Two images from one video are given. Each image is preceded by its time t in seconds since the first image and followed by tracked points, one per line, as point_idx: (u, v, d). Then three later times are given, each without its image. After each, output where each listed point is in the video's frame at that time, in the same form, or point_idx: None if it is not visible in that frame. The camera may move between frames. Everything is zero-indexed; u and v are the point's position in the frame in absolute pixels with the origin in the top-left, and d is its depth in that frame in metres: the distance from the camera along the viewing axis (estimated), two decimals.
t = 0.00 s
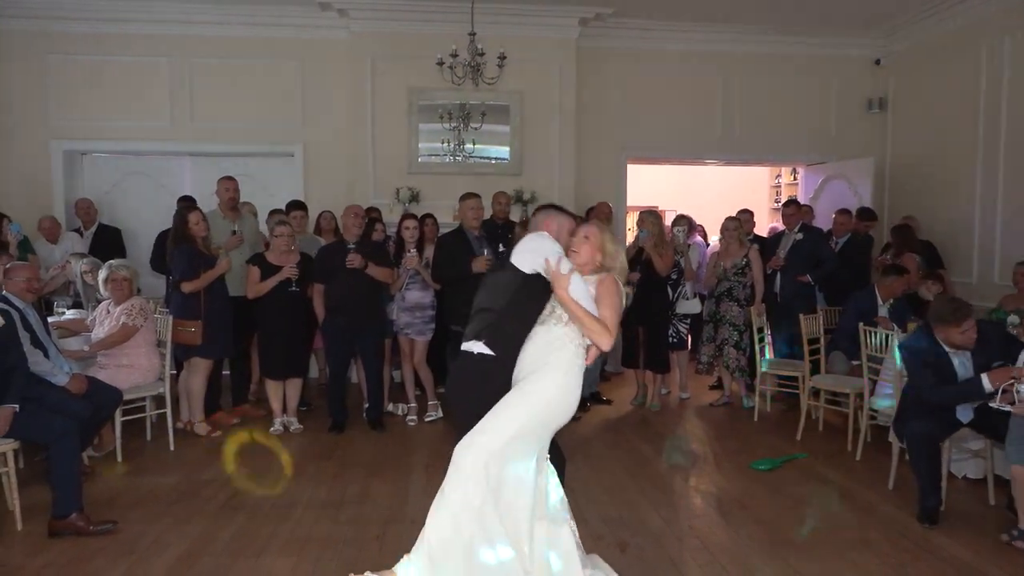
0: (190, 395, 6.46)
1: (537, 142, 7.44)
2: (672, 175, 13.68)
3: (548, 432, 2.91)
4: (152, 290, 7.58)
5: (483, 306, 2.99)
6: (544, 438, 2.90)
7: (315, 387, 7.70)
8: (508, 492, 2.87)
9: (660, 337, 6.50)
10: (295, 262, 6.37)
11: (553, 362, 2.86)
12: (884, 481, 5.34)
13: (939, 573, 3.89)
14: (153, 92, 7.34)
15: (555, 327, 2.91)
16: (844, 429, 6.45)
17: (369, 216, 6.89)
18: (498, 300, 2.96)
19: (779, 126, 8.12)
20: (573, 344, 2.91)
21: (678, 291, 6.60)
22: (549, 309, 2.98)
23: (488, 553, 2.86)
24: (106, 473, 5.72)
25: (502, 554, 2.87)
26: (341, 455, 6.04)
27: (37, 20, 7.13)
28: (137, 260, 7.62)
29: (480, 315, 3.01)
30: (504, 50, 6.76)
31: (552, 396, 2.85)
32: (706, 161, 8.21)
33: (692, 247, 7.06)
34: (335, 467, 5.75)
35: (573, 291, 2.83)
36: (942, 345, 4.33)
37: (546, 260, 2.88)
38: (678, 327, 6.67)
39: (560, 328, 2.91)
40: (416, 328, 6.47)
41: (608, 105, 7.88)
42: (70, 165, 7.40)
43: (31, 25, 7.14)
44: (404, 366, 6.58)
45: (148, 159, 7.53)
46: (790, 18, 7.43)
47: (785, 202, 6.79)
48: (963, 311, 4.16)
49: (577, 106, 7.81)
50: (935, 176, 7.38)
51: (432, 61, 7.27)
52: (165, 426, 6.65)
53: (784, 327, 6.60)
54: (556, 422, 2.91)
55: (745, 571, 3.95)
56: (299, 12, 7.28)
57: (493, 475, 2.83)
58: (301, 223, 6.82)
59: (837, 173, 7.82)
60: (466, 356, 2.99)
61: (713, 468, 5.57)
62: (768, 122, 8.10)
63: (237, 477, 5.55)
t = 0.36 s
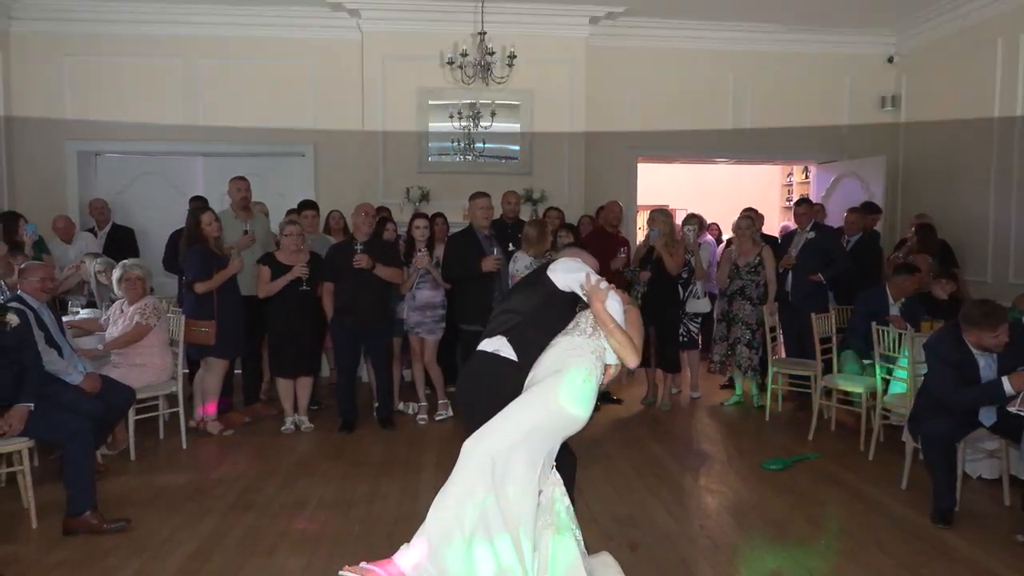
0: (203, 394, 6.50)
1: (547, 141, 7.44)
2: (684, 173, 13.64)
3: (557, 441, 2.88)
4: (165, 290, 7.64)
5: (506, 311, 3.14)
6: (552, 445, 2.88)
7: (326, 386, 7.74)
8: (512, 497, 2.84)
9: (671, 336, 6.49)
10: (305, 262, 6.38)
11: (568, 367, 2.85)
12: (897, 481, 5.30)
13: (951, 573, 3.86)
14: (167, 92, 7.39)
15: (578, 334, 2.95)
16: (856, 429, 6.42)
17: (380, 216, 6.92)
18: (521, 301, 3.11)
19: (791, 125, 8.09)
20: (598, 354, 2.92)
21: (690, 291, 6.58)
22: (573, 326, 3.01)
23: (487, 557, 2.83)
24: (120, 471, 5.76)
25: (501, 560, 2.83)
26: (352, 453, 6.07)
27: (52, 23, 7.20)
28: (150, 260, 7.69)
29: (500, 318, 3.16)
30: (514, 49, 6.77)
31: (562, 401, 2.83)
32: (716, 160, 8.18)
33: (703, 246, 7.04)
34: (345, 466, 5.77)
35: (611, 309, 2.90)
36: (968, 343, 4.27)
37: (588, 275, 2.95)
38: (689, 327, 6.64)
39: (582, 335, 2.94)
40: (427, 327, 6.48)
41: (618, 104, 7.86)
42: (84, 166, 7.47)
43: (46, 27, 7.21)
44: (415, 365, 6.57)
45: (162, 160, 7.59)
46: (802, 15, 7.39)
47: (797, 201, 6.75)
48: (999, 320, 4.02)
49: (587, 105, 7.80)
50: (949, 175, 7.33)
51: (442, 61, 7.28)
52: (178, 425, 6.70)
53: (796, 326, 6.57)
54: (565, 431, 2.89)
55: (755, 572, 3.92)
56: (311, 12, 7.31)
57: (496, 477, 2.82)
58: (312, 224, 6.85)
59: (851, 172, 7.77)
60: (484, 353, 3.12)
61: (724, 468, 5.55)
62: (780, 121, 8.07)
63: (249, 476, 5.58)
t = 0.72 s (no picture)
0: (203, 393, 6.49)
1: (548, 140, 7.44)
2: (685, 172, 13.62)
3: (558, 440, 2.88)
4: (166, 289, 7.64)
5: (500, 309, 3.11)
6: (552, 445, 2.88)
7: (327, 385, 7.74)
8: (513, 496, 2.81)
9: (673, 335, 6.47)
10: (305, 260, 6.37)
11: (567, 365, 2.86)
12: (898, 480, 5.29)
13: (954, 573, 3.85)
14: (168, 91, 7.39)
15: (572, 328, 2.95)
16: (858, 428, 6.40)
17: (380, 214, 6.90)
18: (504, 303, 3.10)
19: (793, 123, 8.07)
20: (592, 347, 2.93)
21: (692, 289, 6.58)
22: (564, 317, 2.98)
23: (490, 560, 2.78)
24: (121, 470, 5.75)
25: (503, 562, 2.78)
26: (353, 453, 6.06)
27: (53, 22, 7.20)
28: (151, 259, 7.68)
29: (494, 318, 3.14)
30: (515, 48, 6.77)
31: (563, 399, 2.83)
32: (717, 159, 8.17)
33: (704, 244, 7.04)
34: (346, 465, 5.76)
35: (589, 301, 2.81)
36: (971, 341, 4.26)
37: (564, 264, 2.86)
38: (691, 326, 6.63)
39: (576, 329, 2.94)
40: (427, 326, 6.48)
41: (619, 102, 7.85)
42: (85, 165, 7.48)
43: (48, 27, 7.21)
44: (416, 364, 6.56)
45: (163, 159, 7.60)
46: (804, 14, 7.39)
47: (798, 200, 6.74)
48: (1001, 316, 4.02)
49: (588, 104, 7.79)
50: (951, 173, 7.31)
51: (443, 60, 7.28)
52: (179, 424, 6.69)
53: (798, 325, 6.56)
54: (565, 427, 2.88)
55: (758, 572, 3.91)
56: (311, 11, 7.32)
57: (497, 478, 2.79)
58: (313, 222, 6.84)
59: (852, 170, 7.76)
60: (482, 352, 3.11)
61: (726, 467, 5.53)
62: (782, 119, 8.06)
63: (250, 475, 5.57)
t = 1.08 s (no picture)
0: (203, 393, 6.48)
1: (547, 139, 7.44)
2: (684, 172, 13.64)
3: (559, 434, 2.72)
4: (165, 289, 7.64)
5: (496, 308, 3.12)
6: (554, 440, 2.71)
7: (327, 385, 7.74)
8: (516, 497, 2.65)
9: (672, 334, 6.47)
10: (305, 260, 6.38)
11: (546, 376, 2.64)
12: (898, 479, 5.29)
13: (954, 572, 3.84)
14: (167, 92, 7.39)
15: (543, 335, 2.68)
16: (857, 427, 6.40)
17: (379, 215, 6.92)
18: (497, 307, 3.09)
19: (792, 123, 8.08)
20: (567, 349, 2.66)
21: (692, 288, 6.58)
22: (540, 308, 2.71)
23: None
24: (120, 470, 5.75)
25: (508, 568, 2.63)
26: (352, 452, 6.05)
27: (53, 22, 7.21)
28: (151, 259, 7.69)
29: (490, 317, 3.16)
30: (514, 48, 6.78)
31: (552, 403, 2.64)
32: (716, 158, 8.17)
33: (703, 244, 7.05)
34: (346, 465, 5.76)
35: (526, 315, 2.46)
36: (964, 338, 4.29)
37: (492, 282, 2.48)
38: (691, 325, 6.63)
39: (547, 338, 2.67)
40: (427, 326, 6.48)
41: (618, 102, 7.86)
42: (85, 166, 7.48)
43: (47, 27, 7.21)
44: (416, 363, 6.56)
45: (162, 159, 7.60)
46: (802, 13, 7.40)
47: (798, 199, 6.76)
48: (994, 314, 4.03)
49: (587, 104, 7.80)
50: (950, 172, 7.31)
51: (442, 60, 7.28)
52: (179, 424, 6.69)
53: (798, 324, 6.57)
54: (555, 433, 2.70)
55: (758, 572, 3.90)
56: (310, 11, 7.32)
57: (490, 510, 2.61)
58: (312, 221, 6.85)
59: (851, 169, 7.77)
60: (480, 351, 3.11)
61: (725, 466, 5.53)
62: (781, 119, 8.07)
63: (249, 475, 5.57)
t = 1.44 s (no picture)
0: (202, 394, 6.48)
1: (547, 138, 7.44)
2: (684, 171, 13.64)
3: (536, 433, 2.53)
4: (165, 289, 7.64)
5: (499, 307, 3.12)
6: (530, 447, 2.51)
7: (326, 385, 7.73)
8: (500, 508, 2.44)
9: (672, 334, 6.46)
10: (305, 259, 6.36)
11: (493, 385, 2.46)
12: (898, 479, 5.29)
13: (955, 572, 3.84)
14: (167, 91, 7.39)
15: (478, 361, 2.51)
16: (857, 426, 6.40)
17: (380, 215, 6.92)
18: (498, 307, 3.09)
19: (792, 123, 8.08)
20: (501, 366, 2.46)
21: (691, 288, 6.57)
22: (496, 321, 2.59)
23: None
24: (120, 470, 5.75)
25: None
26: (352, 452, 6.05)
27: (53, 22, 7.21)
28: (151, 258, 7.69)
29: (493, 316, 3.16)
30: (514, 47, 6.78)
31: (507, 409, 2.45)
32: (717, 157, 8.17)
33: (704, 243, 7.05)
34: (346, 465, 5.76)
35: (439, 339, 2.48)
36: (964, 337, 4.28)
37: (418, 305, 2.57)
38: (690, 325, 6.62)
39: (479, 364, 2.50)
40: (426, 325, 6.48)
41: (618, 101, 7.86)
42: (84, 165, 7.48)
43: (47, 27, 7.22)
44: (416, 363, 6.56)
45: (162, 158, 7.60)
46: (802, 13, 7.41)
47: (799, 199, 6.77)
48: (996, 310, 4.02)
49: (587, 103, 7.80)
50: (950, 171, 7.31)
51: (442, 60, 7.29)
52: (179, 424, 6.69)
53: (798, 323, 6.56)
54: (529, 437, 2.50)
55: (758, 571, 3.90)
56: (311, 11, 7.33)
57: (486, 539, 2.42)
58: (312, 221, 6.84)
59: (851, 169, 7.76)
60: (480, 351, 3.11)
61: (725, 466, 5.53)
62: (781, 118, 8.07)
63: (249, 475, 5.57)
